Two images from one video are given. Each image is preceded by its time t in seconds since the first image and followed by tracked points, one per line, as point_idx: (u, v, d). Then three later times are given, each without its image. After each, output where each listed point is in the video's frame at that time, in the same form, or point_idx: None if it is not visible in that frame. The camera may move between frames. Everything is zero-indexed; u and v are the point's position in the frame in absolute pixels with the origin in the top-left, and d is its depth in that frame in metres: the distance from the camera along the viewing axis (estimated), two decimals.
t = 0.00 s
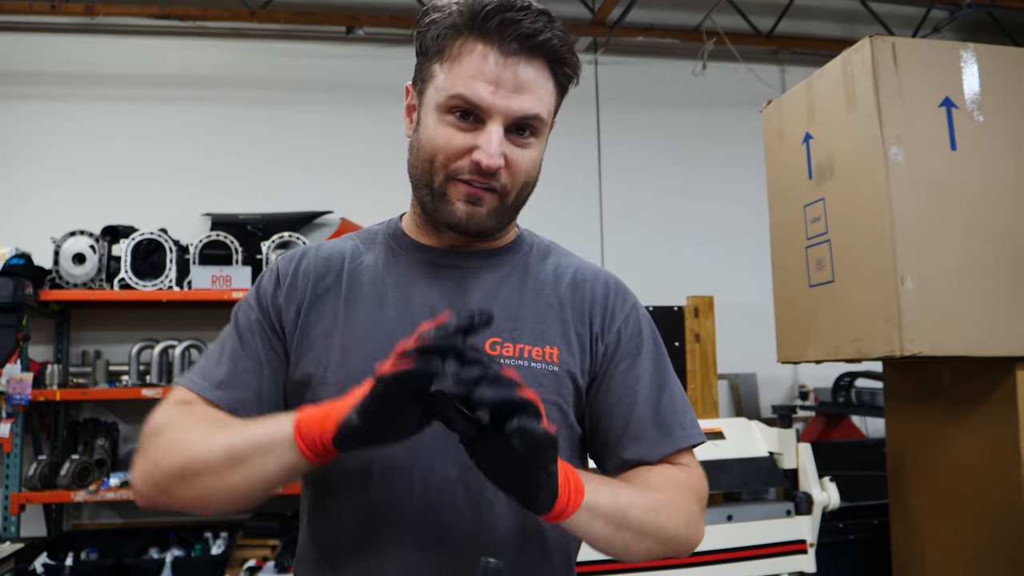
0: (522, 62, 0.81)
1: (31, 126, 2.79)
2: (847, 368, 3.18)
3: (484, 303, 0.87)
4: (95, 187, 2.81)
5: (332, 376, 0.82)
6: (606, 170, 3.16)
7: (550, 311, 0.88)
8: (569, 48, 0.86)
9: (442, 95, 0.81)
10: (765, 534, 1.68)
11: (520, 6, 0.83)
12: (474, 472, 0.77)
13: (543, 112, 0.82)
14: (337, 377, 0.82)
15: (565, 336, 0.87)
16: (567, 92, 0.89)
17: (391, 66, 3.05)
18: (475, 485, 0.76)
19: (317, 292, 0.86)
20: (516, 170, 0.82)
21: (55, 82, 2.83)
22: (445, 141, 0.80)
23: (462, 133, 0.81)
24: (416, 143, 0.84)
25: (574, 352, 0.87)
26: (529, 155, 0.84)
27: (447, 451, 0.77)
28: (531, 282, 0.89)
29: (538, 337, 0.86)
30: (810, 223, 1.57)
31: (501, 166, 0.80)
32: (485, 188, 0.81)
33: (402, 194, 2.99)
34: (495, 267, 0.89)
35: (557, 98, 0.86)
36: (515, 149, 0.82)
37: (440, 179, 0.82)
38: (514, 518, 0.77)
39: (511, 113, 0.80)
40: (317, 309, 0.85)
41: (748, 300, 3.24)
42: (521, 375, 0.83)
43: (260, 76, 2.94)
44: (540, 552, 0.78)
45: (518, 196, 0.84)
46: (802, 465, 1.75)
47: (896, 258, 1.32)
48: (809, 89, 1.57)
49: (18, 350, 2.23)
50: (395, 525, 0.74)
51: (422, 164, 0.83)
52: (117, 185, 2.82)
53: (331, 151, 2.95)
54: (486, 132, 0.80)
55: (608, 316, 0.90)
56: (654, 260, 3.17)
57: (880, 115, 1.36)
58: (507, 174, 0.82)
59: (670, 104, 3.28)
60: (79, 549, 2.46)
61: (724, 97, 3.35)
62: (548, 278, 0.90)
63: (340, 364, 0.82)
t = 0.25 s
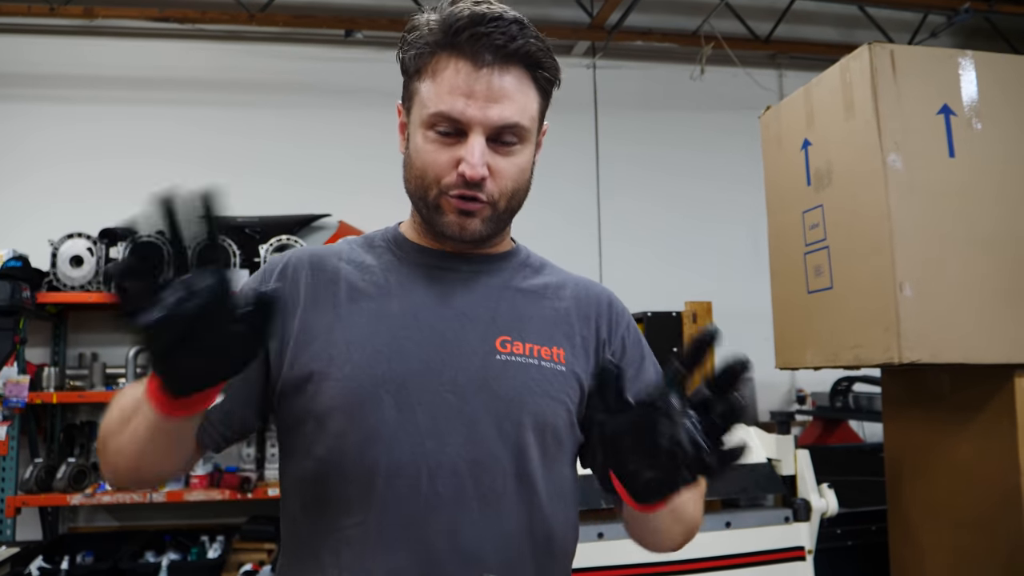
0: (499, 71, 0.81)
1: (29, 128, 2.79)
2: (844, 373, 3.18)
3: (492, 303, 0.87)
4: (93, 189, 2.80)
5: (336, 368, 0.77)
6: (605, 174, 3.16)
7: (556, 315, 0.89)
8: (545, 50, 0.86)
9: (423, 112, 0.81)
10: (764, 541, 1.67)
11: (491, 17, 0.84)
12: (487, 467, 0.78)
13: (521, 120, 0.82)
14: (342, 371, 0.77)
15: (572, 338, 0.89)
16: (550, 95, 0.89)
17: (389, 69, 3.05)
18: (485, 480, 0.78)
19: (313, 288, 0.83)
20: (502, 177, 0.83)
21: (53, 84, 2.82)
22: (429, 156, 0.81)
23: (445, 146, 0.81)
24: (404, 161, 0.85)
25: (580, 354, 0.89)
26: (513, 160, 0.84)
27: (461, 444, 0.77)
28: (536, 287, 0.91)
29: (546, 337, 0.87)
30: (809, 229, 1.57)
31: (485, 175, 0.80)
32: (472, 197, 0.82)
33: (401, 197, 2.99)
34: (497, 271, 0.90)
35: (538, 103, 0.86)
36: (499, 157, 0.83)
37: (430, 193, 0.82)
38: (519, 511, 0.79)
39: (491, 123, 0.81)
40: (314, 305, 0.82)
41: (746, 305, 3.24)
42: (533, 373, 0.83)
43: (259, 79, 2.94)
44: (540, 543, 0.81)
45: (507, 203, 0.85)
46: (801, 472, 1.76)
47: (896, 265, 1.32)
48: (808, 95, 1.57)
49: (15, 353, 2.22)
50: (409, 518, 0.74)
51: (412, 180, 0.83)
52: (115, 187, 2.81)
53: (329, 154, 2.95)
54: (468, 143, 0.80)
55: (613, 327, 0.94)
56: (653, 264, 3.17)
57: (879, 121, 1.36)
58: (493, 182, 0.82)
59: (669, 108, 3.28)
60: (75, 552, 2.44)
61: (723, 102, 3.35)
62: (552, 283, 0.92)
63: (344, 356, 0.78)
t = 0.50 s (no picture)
0: (501, 74, 0.84)
1: (31, 130, 2.79)
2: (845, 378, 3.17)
3: (514, 326, 0.88)
4: (95, 192, 2.80)
5: (360, 398, 0.80)
6: (606, 178, 3.16)
7: (577, 335, 0.90)
8: (547, 49, 0.88)
9: (430, 118, 0.83)
10: (766, 548, 1.66)
11: (491, 19, 0.86)
12: (507, 494, 0.80)
13: (527, 120, 0.84)
14: (366, 400, 0.80)
15: (593, 360, 0.90)
16: (555, 96, 0.91)
17: (391, 73, 3.05)
18: (507, 506, 0.80)
19: (337, 313, 0.85)
20: (510, 180, 0.83)
21: (55, 86, 2.82)
22: (437, 162, 0.83)
23: (453, 152, 0.83)
24: (416, 171, 0.86)
25: (601, 375, 0.90)
26: (522, 161, 0.85)
27: (484, 471, 0.80)
28: (558, 306, 0.91)
29: (567, 360, 0.88)
30: (810, 236, 1.57)
31: (492, 178, 0.82)
32: (482, 203, 0.83)
33: (401, 200, 2.99)
34: (516, 290, 0.91)
35: (545, 106, 0.88)
36: (506, 159, 0.84)
37: (440, 201, 0.83)
38: (539, 535, 0.81)
39: (495, 125, 0.83)
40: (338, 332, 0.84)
41: (747, 309, 3.23)
42: (554, 398, 0.85)
43: (260, 82, 2.94)
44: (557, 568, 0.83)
45: (519, 207, 0.85)
46: (801, 479, 1.75)
47: (897, 273, 1.32)
48: (810, 101, 1.57)
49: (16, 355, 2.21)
50: (434, 545, 0.77)
51: (422, 188, 0.84)
52: (116, 190, 2.81)
53: (330, 157, 2.95)
54: (473, 147, 0.82)
55: (630, 346, 0.95)
56: (654, 268, 3.16)
57: (880, 129, 1.35)
58: (502, 186, 0.83)
59: (670, 112, 3.28)
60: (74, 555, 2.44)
61: (724, 106, 3.35)
62: (573, 302, 0.93)
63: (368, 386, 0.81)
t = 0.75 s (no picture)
0: (527, 91, 0.80)
1: (35, 130, 2.80)
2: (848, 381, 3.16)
3: (535, 348, 0.87)
4: (98, 192, 2.81)
5: (379, 419, 0.81)
6: (608, 180, 3.16)
7: (600, 355, 0.88)
8: (573, 61, 0.85)
9: (451, 138, 0.81)
10: (767, 553, 1.66)
11: (513, 33, 0.84)
12: (523, 519, 0.80)
13: (552, 139, 0.81)
14: (385, 422, 0.80)
15: (616, 381, 0.88)
16: (584, 110, 0.87)
17: (393, 74, 3.05)
18: (523, 531, 0.79)
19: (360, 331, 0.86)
20: (535, 202, 0.82)
21: (59, 86, 2.83)
22: (459, 183, 0.82)
23: (475, 174, 0.81)
24: (439, 187, 0.85)
25: (624, 396, 0.88)
26: (548, 182, 0.83)
27: (498, 496, 0.80)
28: (581, 326, 0.90)
29: (588, 383, 0.86)
30: (813, 241, 1.57)
31: (515, 200, 0.80)
32: (505, 225, 0.82)
33: (404, 201, 2.99)
34: (540, 308, 0.89)
35: (571, 120, 0.85)
36: (531, 179, 0.82)
37: (460, 222, 0.82)
38: (556, 563, 0.81)
39: (518, 146, 0.80)
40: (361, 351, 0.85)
41: (750, 312, 3.22)
42: (573, 423, 0.83)
43: (263, 83, 2.94)
44: None
45: (544, 226, 0.84)
46: (803, 484, 1.74)
47: (902, 279, 1.31)
48: (814, 106, 1.57)
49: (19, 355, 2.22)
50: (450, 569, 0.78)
51: (443, 207, 0.84)
52: (120, 190, 2.82)
53: (332, 158, 2.95)
54: (495, 169, 0.80)
55: (656, 361, 0.92)
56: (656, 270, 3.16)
57: (885, 134, 1.35)
58: (526, 208, 0.82)
59: (673, 114, 3.28)
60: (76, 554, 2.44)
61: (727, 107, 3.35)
62: (598, 321, 0.91)
63: (386, 408, 0.81)
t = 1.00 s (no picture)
0: (545, 113, 0.79)
1: (34, 129, 2.79)
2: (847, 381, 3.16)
3: (542, 350, 0.86)
4: (98, 191, 2.80)
5: (384, 419, 0.81)
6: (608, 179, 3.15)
7: (606, 357, 0.88)
8: (595, 84, 0.83)
9: (466, 154, 0.80)
10: (766, 554, 1.65)
11: (537, 52, 0.80)
12: (527, 520, 0.79)
13: (569, 165, 0.81)
14: (390, 422, 0.80)
15: (623, 385, 0.87)
16: (598, 128, 0.86)
17: (393, 73, 3.04)
18: (526, 531, 0.79)
19: (366, 332, 0.86)
20: (549, 221, 0.83)
21: (57, 85, 2.83)
22: (472, 200, 0.82)
23: (488, 192, 0.81)
24: (450, 195, 0.85)
25: (631, 399, 0.87)
26: (562, 203, 0.83)
27: (502, 497, 0.80)
28: (587, 327, 0.89)
29: (595, 386, 0.85)
30: (813, 241, 1.57)
31: (529, 222, 0.81)
32: (518, 243, 0.83)
33: (403, 201, 2.98)
34: (546, 310, 0.89)
35: (586, 137, 0.84)
36: (544, 202, 0.82)
37: (472, 235, 0.83)
38: (560, 564, 0.80)
39: (533, 169, 0.79)
40: (367, 353, 0.85)
41: (749, 311, 3.22)
42: (580, 425, 0.83)
43: (262, 82, 2.94)
44: None
45: (555, 243, 0.85)
46: (802, 485, 1.74)
47: (901, 280, 1.31)
48: (815, 106, 1.57)
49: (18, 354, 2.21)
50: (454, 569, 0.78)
51: (455, 216, 0.84)
52: (119, 190, 2.81)
53: (332, 158, 2.94)
54: (510, 191, 0.80)
55: (663, 365, 0.91)
56: (656, 270, 3.16)
57: (885, 135, 1.35)
58: (540, 226, 0.83)
59: (673, 113, 3.28)
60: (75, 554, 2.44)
61: (727, 107, 3.35)
62: (605, 323, 0.90)
63: (392, 409, 0.81)
